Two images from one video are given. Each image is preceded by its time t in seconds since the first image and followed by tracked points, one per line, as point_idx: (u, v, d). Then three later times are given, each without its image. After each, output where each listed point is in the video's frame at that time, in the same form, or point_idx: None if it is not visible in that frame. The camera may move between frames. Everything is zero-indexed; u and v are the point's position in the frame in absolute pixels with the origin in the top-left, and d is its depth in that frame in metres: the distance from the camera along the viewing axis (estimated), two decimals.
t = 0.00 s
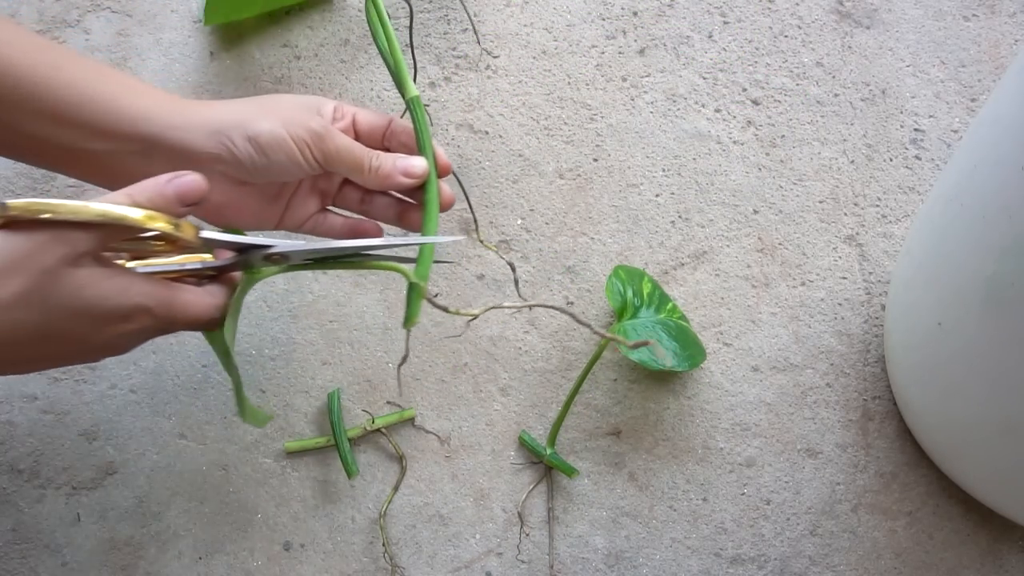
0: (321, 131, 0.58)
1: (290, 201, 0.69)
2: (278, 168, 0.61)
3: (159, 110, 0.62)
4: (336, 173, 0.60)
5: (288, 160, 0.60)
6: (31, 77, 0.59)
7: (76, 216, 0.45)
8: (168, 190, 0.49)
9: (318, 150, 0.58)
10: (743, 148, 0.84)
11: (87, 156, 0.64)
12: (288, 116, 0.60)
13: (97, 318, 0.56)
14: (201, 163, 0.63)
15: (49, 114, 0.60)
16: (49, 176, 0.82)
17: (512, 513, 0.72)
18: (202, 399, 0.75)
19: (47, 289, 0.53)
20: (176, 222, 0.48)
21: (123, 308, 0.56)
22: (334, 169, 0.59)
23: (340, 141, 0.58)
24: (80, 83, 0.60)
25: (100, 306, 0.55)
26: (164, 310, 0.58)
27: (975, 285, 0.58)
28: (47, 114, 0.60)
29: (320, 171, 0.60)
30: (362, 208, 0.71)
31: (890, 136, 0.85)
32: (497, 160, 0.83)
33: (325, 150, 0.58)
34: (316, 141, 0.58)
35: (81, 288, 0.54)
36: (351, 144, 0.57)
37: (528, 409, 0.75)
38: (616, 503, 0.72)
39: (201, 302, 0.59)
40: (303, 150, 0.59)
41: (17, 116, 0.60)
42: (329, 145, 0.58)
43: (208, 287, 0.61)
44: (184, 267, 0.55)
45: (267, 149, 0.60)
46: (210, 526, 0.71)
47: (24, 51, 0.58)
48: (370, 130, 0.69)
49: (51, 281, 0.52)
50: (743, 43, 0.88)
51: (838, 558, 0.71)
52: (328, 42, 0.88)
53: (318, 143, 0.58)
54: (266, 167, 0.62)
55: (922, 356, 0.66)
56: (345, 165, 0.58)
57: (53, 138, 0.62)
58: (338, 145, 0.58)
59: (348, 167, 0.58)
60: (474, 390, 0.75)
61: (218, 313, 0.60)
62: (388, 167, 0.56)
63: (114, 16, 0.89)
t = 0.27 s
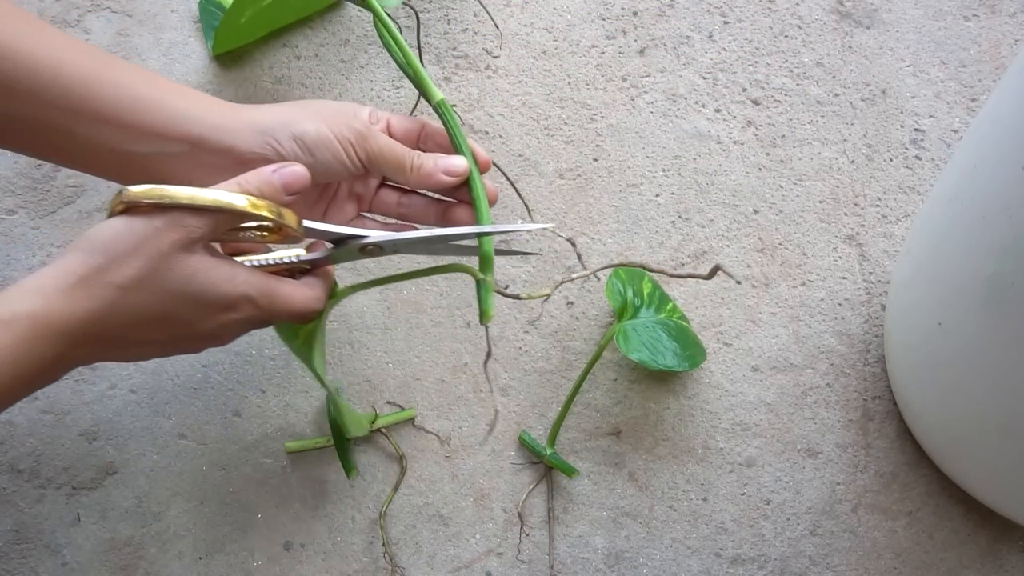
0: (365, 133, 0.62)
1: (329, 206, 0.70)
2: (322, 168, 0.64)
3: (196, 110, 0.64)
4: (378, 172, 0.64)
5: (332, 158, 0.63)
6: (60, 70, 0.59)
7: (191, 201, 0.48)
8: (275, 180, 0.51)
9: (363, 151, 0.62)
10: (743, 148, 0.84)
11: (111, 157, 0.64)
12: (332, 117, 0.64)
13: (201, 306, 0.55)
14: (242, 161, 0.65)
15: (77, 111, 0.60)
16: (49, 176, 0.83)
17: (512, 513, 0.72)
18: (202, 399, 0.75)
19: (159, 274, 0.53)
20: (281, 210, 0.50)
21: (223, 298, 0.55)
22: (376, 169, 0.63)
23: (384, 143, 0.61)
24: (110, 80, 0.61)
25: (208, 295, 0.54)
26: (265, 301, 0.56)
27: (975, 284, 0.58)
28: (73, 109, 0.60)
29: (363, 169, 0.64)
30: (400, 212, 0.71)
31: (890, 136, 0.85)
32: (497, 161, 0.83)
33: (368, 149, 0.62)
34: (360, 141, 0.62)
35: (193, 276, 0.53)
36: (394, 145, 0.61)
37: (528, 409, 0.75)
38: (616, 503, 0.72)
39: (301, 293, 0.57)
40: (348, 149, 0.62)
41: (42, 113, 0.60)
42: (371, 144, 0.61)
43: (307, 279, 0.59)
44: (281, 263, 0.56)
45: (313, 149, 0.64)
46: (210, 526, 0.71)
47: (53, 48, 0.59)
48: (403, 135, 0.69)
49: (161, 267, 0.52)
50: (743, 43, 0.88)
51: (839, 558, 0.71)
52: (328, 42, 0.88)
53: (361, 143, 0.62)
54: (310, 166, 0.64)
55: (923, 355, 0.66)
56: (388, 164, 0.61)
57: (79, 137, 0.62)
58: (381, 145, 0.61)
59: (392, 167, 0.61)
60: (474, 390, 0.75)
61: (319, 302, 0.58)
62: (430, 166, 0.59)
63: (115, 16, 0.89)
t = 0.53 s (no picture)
0: (402, 155, 0.62)
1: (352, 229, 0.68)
2: (355, 184, 0.64)
3: (229, 118, 0.62)
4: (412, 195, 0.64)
5: (367, 175, 0.63)
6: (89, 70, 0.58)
7: (259, 234, 0.50)
8: (333, 215, 0.54)
9: (399, 174, 0.62)
10: (743, 148, 0.84)
11: (134, 158, 0.62)
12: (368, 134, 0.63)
13: (259, 343, 0.56)
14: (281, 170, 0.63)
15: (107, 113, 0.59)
16: (49, 176, 0.82)
17: (512, 513, 0.72)
18: (202, 399, 0.74)
19: (229, 304, 0.53)
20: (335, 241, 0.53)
21: (285, 336, 0.55)
22: (410, 190, 0.63)
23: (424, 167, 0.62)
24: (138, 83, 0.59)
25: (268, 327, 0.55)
26: (323, 339, 0.56)
27: (975, 285, 0.58)
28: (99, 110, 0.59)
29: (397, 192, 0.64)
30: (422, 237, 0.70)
31: (890, 136, 0.85)
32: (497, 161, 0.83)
33: (404, 171, 0.62)
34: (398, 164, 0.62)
35: (259, 308, 0.54)
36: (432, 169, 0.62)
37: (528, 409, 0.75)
38: (616, 503, 0.72)
39: (354, 330, 0.57)
40: (386, 169, 0.62)
41: (67, 112, 0.58)
42: (408, 166, 0.62)
43: (358, 313, 0.60)
44: (335, 292, 0.59)
45: (348, 165, 0.63)
46: (210, 526, 0.71)
47: (69, 44, 0.57)
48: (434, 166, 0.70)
49: (230, 297, 0.53)
50: (743, 43, 0.88)
51: (838, 558, 0.71)
52: (328, 42, 0.88)
53: (398, 165, 0.62)
54: (343, 182, 0.64)
55: (922, 355, 0.66)
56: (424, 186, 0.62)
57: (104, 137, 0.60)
58: (418, 167, 0.62)
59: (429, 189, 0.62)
60: (474, 390, 0.75)
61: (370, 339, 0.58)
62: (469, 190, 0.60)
63: (114, 16, 0.89)
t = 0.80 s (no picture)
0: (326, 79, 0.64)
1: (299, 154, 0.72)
2: (286, 117, 0.67)
3: (172, 65, 0.64)
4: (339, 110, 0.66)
5: (291, 105, 0.66)
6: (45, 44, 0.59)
7: (282, 264, 0.52)
8: (349, 249, 0.59)
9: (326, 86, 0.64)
10: (743, 148, 0.84)
11: (94, 118, 0.64)
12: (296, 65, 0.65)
13: (274, 370, 0.57)
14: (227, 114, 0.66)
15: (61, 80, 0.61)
16: (49, 176, 0.83)
17: (512, 513, 0.72)
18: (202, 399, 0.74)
19: (250, 334, 0.55)
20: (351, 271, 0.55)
21: (302, 364, 0.57)
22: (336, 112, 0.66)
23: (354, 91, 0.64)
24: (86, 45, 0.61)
25: (286, 355, 0.56)
26: (338, 367, 0.58)
27: (975, 285, 0.58)
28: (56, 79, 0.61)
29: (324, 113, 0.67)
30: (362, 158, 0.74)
31: (890, 136, 0.85)
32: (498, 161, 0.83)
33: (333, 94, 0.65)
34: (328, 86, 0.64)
35: (279, 338, 0.56)
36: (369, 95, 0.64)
37: (528, 409, 0.75)
38: (616, 503, 0.72)
39: (369, 358, 0.59)
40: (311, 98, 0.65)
41: (28, 84, 0.60)
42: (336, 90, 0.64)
43: (370, 339, 0.61)
44: (349, 318, 0.60)
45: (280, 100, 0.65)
46: (210, 526, 0.71)
47: (62, 25, 0.60)
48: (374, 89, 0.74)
49: (250, 326, 0.55)
50: (743, 43, 0.88)
51: (838, 558, 0.71)
52: (328, 42, 0.88)
53: (324, 90, 0.65)
54: (273, 116, 0.66)
55: (922, 355, 0.66)
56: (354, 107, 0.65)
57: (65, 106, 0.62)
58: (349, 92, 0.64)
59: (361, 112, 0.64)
60: (474, 390, 0.75)
61: (381, 365, 0.60)
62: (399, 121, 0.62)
63: (114, 16, 0.89)
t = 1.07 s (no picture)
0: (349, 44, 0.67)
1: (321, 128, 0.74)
2: (315, 86, 0.68)
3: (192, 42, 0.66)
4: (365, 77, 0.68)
5: (322, 75, 0.67)
6: (56, 29, 0.61)
7: (288, 276, 0.52)
8: (354, 261, 0.60)
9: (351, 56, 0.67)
10: (743, 148, 0.84)
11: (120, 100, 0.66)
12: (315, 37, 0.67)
13: (287, 382, 0.57)
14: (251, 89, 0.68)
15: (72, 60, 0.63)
16: (49, 176, 0.83)
17: (512, 513, 0.72)
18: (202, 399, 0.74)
19: (258, 342, 0.55)
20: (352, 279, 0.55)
21: (313, 373, 0.57)
22: (360, 78, 0.68)
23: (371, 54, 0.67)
24: (104, 28, 0.63)
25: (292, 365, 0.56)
26: (345, 375, 0.58)
27: (975, 284, 0.58)
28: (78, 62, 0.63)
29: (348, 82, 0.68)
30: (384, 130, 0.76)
31: (890, 136, 0.84)
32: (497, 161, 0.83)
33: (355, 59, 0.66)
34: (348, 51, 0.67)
35: (287, 346, 0.56)
36: (382, 59, 0.66)
37: (528, 409, 0.75)
38: (616, 503, 0.72)
39: (372, 367, 0.59)
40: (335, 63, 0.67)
41: (50, 70, 0.62)
42: (357, 54, 0.66)
43: (373, 347, 0.61)
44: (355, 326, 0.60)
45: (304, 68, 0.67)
46: (210, 526, 0.71)
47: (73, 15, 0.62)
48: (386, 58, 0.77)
49: (258, 334, 0.55)
50: (743, 43, 0.88)
51: (839, 558, 0.71)
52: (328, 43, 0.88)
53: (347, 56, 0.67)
54: (303, 85, 0.68)
55: (922, 355, 0.66)
56: (375, 72, 0.67)
57: (80, 86, 0.64)
58: (367, 57, 0.66)
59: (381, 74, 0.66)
60: (474, 390, 0.75)
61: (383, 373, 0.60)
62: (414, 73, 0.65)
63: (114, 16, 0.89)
